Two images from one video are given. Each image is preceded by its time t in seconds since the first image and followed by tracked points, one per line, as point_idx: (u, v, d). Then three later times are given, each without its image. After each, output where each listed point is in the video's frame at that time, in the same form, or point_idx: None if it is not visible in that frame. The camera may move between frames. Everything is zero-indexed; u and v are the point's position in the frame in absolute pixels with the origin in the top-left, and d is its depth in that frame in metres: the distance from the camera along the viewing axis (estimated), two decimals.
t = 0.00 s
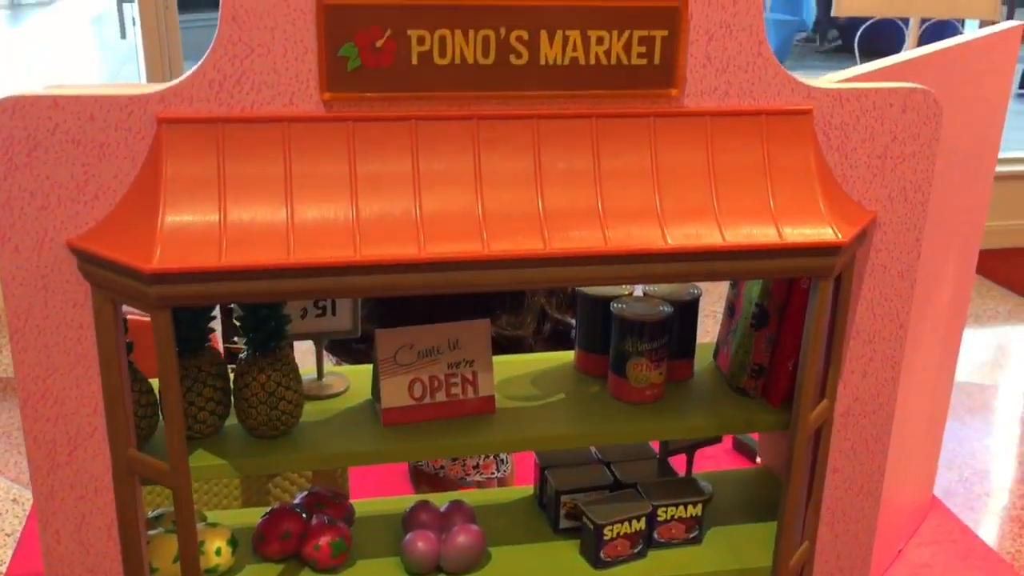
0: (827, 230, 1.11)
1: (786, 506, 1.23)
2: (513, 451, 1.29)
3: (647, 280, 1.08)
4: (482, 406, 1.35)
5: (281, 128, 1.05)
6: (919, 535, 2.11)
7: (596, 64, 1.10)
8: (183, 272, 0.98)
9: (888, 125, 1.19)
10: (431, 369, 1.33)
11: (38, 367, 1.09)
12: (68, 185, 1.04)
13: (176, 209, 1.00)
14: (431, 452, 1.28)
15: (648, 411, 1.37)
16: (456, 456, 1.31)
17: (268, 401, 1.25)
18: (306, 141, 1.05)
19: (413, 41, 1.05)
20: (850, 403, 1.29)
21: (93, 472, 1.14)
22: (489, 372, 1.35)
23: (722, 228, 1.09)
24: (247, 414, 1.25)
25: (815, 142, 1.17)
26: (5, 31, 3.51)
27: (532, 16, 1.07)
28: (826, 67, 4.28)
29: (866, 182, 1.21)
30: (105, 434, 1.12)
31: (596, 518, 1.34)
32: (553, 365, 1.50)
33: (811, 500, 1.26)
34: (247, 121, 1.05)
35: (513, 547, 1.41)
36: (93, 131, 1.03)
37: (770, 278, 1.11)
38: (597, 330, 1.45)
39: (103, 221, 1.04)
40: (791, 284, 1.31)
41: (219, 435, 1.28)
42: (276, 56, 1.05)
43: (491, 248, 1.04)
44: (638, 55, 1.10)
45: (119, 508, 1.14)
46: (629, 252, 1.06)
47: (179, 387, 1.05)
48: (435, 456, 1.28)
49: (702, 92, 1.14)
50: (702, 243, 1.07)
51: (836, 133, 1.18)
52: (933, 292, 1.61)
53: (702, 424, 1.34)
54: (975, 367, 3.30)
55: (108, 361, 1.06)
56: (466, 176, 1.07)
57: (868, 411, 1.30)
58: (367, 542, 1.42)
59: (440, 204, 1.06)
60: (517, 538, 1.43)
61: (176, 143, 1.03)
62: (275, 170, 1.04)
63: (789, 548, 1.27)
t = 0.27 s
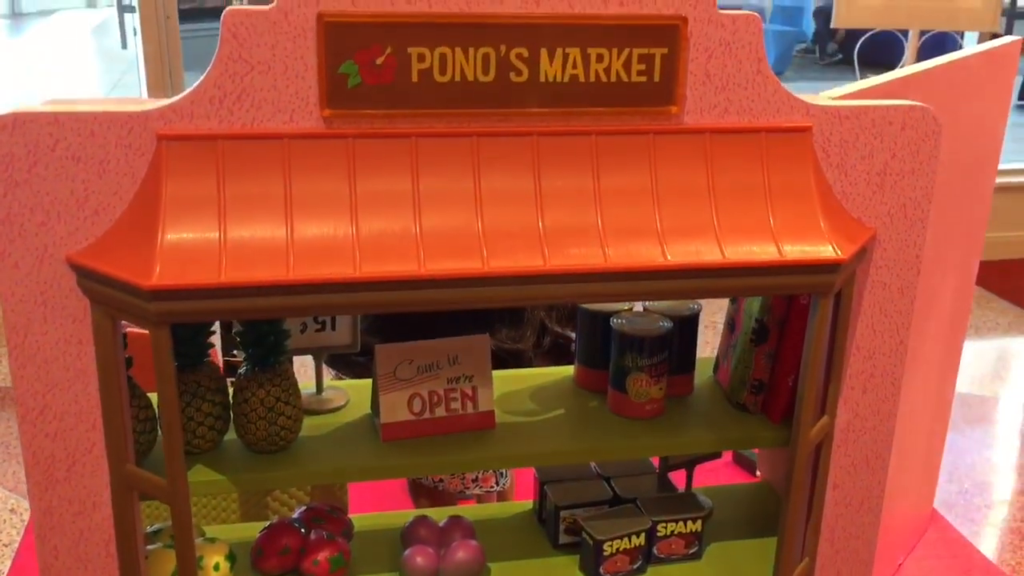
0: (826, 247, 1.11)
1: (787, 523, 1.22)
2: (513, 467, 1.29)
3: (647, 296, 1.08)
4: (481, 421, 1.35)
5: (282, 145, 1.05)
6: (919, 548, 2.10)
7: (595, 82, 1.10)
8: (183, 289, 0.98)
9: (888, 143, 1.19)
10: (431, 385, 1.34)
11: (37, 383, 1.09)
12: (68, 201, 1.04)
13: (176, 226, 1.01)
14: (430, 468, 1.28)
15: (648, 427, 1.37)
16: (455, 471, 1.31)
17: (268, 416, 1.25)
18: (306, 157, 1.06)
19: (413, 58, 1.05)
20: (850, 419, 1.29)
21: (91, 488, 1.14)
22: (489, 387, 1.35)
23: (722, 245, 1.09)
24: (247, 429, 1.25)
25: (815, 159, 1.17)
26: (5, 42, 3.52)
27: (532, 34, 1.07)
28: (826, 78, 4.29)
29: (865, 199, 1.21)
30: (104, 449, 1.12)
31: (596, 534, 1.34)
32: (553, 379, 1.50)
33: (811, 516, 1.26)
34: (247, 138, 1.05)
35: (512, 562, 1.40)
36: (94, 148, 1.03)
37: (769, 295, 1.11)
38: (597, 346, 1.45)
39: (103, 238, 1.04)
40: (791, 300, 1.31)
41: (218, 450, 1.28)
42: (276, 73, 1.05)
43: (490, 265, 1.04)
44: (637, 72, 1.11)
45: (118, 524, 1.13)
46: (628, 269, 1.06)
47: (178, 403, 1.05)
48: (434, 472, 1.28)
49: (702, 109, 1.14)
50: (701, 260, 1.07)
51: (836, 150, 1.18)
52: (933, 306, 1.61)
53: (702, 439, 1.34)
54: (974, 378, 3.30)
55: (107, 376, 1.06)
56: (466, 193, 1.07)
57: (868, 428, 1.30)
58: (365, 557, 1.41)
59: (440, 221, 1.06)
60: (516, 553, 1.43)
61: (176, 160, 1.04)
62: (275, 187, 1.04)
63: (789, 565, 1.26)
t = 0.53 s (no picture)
0: (829, 258, 1.12)
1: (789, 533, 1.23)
2: (516, 476, 1.29)
3: (650, 306, 1.09)
4: (484, 429, 1.35)
5: (287, 154, 1.06)
6: (919, 557, 2.10)
7: (600, 92, 1.11)
8: (189, 297, 0.98)
9: (891, 154, 1.20)
10: (434, 393, 1.34)
11: (42, 390, 1.09)
12: (74, 209, 1.04)
13: (182, 234, 1.01)
14: (433, 476, 1.28)
15: (650, 435, 1.37)
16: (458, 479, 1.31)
17: (271, 424, 1.25)
18: (312, 166, 1.06)
19: (418, 67, 1.06)
20: (852, 429, 1.29)
21: (95, 495, 1.14)
22: (492, 396, 1.36)
23: (726, 256, 1.10)
24: (250, 436, 1.25)
25: (818, 170, 1.17)
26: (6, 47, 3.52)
27: (537, 44, 1.08)
28: (826, 86, 4.30)
29: (868, 210, 1.21)
30: (108, 457, 1.12)
31: (598, 542, 1.34)
32: (555, 388, 1.50)
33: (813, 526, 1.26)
34: (253, 147, 1.05)
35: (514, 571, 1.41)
36: (100, 156, 1.04)
37: (772, 305, 1.12)
38: (600, 354, 1.45)
39: (108, 246, 1.05)
40: (793, 310, 1.32)
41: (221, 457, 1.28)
42: (283, 82, 1.05)
43: (495, 274, 1.04)
44: (642, 83, 1.11)
45: (121, 531, 1.13)
46: (633, 279, 1.06)
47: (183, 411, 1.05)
48: (437, 480, 1.28)
49: (706, 120, 1.15)
50: (705, 270, 1.08)
51: (839, 161, 1.19)
52: (933, 316, 1.62)
53: (704, 448, 1.34)
54: (973, 387, 3.30)
55: (112, 384, 1.07)
56: (471, 203, 1.08)
57: (870, 437, 1.30)
58: (367, 565, 1.41)
59: (445, 230, 1.06)
60: (518, 561, 1.43)
61: (182, 168, 1.04)
62: (281, 195, 1.05)
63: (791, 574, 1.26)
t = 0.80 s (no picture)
0: (833, 262, 1.12)
1: (791, 537, 1.23)
2: (519, 478, 1.30)
3: (655, 309, 1.09)
4: (487, 431, 1.36)
5: (294, 157, 1.06)
6: (918, 561, 2.11)
7: (606, 96, 1.11)
8: (196, 298, 0.98)
9: (894, 159, 1.20)
10: (437, 395, 1.34)
11: (48, 390, 1.10)
12: (81, 210, 1.05)
13: (189, 236, 1.01)
14: (437, 478, 1.28)
15: (653, 438, 1.37)
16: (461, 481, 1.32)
17: (275, 426, 1.25)
18: (318, 169, 1.07)
19: (425, 71, 1.06)
20: (855, 433, 1.30)
21: (99, 495, 1.14)
22: (495, 398, 1.36)
23: (730, 260, 1.10)
24: (254, 437, 1.26)
25: (822, 175, 1.18)
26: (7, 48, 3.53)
27: (543, 48, 1.08)
28: (826, 90, 4.31)
29: (871, 215, 1.22)
30: (113, 457, 1.12)
31: (600, 545, 1.35)
32: (557, 391, 1.51)
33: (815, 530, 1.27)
34: (260, 149, 1.06)
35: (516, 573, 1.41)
36: (108, 158, 1.04)
37: (775, 308, 1.12)
38: (602, 357, 1.46)
39: (115, 247, 1.05)
40: (796, 314, 1.33)
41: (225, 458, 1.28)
42: (290, 85, 1.06)
43: (500, 276, 1.05)
44: (647, 87, 1.12)
45: (126, 532, 1.14)
46: (637, 282, 1.07)
47: (189, 412, 1.05)
48: (440, 482, 1.29)
49: (711, 124, 1.15)
50: (710, 274, 1.08)
51: (842, 166, 1.19)
52: (935, 321, 1.62)
53: (706, 452, 1.35)
54: (972, 391, 3.31)
55: (118, 385, 1.07)
56: (477, 205, 1.08)
57: (873, 442, 1.31)
58: (370, 567, 1.41)
59: (450, 233, 1.06)
60: (520, 563, 1.43)
61: (189, 170, 1.04)
62: (288, 197, 1.05)
63: None
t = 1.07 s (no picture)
0: (834, 261, 1.12)
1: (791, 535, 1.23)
2: (519, 476, 1.30)
3: (657, 307, 1.09)
4: (487, 429, 1.36)
5: (296, 153, 1.06)
6: (918, 561, 2.11)
7: (608, 94, 1.11)
8: (197, 295, 0.99)
9: (896, 158, 1.20)
10: (438, 393, 1.34)
11: (49, 386, 1.10)
12: (83, 206, 1.05)
13: (191, 232, 1.01)
14: (437, 475, 1.28)
15: (653, 437, 1.37)
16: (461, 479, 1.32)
17: (276, 423, 1.25)
18: (320, 166, 1.07)
19: (427, 68, 1.06)
20: (855, 431, 1.30)
21: (100, 492, 1.14)
22: (495, 396, 1.36)
23: (732, 258, 1.10)
24: (255, 434, 1.26)
25: (823, 173, 1.18)
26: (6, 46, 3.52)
27: (546, 46, 1.08)
28: (827, 90, 4.31)
29: (873, 213, 1.22)
30: (114, 453, 1.12)
31: (600, 543, 1.35)
32: (558, 388, 1.51)
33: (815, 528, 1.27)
34: (262, 146, 1.06)
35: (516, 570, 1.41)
36: (110, 154, 1.04)
37: (777, 307, 1.12)
38: (603, 356, 1.46)
39: (117, 243, 1.05)
40: (797, 312, 1.33)
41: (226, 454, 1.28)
42: (292, 82, 1.06)
43: (502, 274, 1.05)
44: (649, 85, 1.12)
45: (127, 529, 1.14)
46: (639, 280, 1.07)
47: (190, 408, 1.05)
48: (440, 480, 1.29)
49: (713, 122, 1.15)
50: (711, 272, 1.08)
51: (844, 164, 1.19)
52: (935, 320, 1.62)
53: (706, 450, 1.35)
54: (972, 392, 3.31)
55: (119, 381, 1.07)
56: (479, 203, 1.08)
57: (873, 440, 1.31)
58: (370, 564, 1.41)
59: (452, 230, 1.06)
60: (521, 561, 1.43)
61: (191, 166, 1.04)
62: (289, 194, 1.05)
63: None
